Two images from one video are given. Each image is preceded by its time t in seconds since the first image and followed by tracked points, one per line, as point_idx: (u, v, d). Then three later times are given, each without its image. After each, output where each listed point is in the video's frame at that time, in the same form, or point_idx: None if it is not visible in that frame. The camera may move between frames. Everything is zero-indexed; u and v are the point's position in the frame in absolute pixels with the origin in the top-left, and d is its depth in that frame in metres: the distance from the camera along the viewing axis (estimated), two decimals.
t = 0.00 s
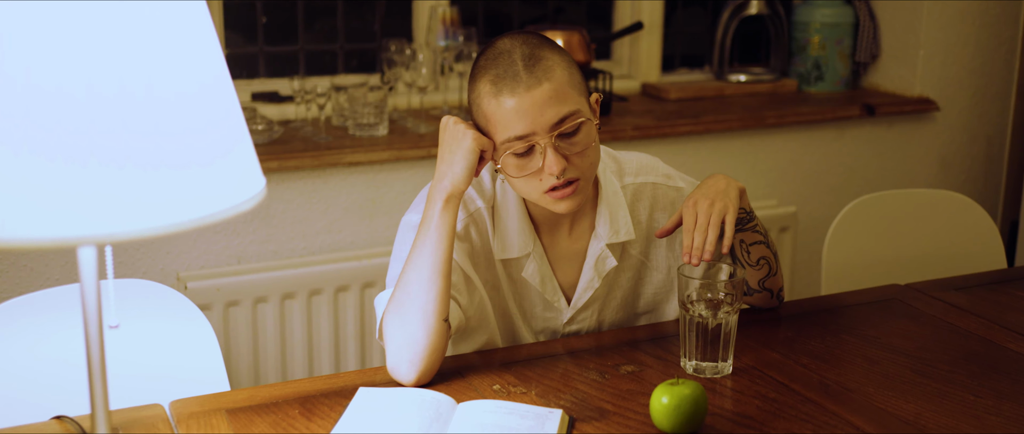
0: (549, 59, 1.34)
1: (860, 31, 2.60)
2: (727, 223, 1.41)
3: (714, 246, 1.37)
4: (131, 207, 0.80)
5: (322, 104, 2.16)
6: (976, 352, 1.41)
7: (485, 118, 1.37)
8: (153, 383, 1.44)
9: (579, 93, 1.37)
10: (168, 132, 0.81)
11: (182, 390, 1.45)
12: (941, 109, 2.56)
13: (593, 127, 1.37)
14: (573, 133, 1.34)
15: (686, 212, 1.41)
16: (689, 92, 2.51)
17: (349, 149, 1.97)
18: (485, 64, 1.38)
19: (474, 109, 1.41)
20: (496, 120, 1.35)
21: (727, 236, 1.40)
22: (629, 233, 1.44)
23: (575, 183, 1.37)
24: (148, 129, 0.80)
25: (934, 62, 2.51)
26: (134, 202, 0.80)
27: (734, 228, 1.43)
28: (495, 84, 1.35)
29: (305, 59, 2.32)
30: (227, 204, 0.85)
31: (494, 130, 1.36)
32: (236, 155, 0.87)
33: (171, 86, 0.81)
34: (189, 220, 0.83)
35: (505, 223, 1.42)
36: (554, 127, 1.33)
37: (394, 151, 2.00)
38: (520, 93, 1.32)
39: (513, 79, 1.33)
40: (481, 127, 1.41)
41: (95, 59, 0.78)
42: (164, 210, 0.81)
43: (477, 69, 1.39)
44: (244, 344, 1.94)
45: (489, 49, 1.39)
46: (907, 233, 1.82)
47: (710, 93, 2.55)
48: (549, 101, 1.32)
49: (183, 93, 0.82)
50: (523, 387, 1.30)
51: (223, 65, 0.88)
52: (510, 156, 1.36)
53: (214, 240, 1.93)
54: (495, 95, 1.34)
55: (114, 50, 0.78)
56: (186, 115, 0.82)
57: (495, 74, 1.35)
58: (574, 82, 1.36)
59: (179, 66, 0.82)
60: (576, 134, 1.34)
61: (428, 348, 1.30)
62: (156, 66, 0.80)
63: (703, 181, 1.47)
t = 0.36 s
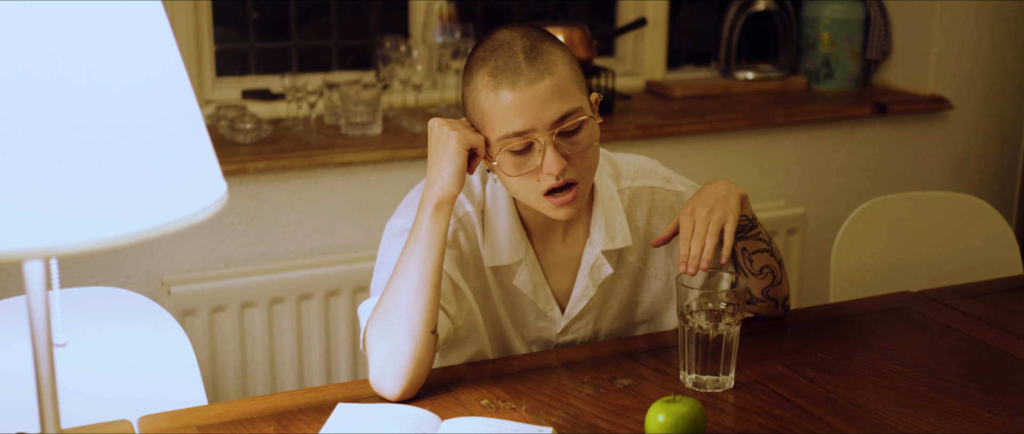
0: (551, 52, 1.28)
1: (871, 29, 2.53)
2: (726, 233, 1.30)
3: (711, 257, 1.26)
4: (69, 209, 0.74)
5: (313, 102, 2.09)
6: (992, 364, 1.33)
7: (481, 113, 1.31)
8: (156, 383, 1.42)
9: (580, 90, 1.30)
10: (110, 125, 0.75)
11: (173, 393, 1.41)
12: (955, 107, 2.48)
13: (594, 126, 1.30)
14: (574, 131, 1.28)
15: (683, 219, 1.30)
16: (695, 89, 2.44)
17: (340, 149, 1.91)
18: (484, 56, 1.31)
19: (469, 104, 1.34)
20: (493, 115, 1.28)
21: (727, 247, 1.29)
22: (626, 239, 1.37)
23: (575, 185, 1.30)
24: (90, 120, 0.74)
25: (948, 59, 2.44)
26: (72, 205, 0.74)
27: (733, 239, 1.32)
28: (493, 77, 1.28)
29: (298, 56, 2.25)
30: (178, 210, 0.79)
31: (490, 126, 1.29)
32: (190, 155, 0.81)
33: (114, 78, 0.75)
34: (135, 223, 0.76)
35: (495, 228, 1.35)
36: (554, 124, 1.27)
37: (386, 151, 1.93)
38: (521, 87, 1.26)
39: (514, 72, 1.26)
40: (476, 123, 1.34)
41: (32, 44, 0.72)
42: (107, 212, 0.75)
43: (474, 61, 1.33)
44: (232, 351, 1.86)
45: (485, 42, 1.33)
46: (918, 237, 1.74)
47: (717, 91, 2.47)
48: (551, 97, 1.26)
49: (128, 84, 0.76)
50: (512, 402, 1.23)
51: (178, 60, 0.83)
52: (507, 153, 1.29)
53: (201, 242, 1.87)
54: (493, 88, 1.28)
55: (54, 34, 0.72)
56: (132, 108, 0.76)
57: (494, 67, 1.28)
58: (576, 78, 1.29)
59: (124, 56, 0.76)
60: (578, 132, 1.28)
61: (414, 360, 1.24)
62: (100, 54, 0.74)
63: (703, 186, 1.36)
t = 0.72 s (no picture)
0: (553, 43, 1.23)
1: (883, 22, 2.45)
2: (723, 241, 1.23)
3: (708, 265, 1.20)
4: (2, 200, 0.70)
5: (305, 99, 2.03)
6: (1009, 376, 1.26)
7: (476, 103, 1.24)
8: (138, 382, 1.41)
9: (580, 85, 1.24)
10: (42, 110, 0.71)
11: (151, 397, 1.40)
12: (970, 105, 2.40)
13: (595, 124, 1.24)
14: (575, 127, 1.22)
15: (678, 226, 1.24)
16: (701, 86, 2.37)
17: (331, 147, 1.85)
18: (482, 44, 1.25)
19: (462, 94, 1.27)
20: (490, 106, 1.22)
21: (724, 254, 1.22)
22: (621, 244, 1.31)
23: (571, 184, 1.24)
24: (20, 103, 0.70)
25: (962, 55, 2.36)
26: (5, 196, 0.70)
27: (732, 247, 1.25)
28: (491, 66, 1.22)
29: (292, 51, 2.19)
30: (123, 210, 0.75)
31: (486, 117, 1.22)
32: (138, 149, 0.77)
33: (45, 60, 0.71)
34: (75, 217, 0.72)
35: (484, 233, 1.29)
36: (554, 119, 1.21)
37: (379, 149, 1.87)
38: (522, 77, 1.19)
39: (516, 61, 1.20)
40: (469, 115, 1.27)
41: None
42: (47, 208, 0.71)
43: (471, 50, 1.26)
44: (218, 356, 1.80)
45: (481, 31, 1.27)
46: (930, 241, 1.67)
47: (723, 88, 2.40)
48: (553, 89, 1.20)
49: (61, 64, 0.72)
50: (499, 416, 1.17)
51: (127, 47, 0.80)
52: (502, 148, 1.22)
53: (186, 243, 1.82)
54: (490, 78, 1.21)
55: None
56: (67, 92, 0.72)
57: (494, 55, 1.22)
58: (577, 72, 1.23)
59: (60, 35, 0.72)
60: (578, 128, 1.22)
61: (397, 369, 1.18)
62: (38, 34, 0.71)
63: (699, 191, 1.30)
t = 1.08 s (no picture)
0: (556, 40, 1.17)
1: (896, 23, 2.38)
2: (722, 253, 1.21)
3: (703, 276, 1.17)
4: None
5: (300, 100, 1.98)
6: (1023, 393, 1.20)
7: (473, 101, 1.18)
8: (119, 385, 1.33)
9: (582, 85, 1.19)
10: None
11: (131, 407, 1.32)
12: (985, 108, 2.34)
13: (594, 127, 1.20)
14: (576, 128, 1.16)
15: (673, 239, 1.22)
16: (708, 89, 2.31)
17: (325, 151, 1.80)
18: (480, 38, 1.19)
19: (457, 90, 1.21)
20: (488, 103, 1.16)
21: (722, 265, 1.19)
22: (616, 253, 1.26)
23: (570, 188, 1.19)
24: None
25: (977, 57, 2.30)
26: None
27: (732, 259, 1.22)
28: (491, 62, 1.15)
29: (289, 52, 2.14)
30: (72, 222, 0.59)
31: (483, 116, 1.17)
32: (84, 145, 0.61)
33: None
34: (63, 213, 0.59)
35: (472, 241, 1.24)
36: (555, 120, 1.15)
37: (374, 153, 1.82)
38: (524, 74, 1.13)
39: (518, 57, 1.14)
40: (464, 113, 1.21)
41: None
42: None
43: (468, 43, 1.20)
44: (208, 364, 1.75)
45: (480, 24, 1.20)
46: (942, 249, 1.61)
47: (731, 90, 2.35)
48: (555, 89, 1.14)
49: None
50: None
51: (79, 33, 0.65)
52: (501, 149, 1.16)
53: (176, 249, 1.77)
54: (490, 75, 1.15)
55: None
56: None
57: (493, 50, 1.16)
58: (579, 71, 1.18)
59: None
60: (579, 130, 1.17)
61: (382, 385, 1.13)
62: None
63: (699, 200, 1.27)
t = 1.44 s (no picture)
0: (558, 40, 1.14)
1: (913, 25, 2.32)
2: (719, 267, 1.17)
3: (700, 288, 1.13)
4: None
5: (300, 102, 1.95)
6: None
7: (469, 96, 1.14)
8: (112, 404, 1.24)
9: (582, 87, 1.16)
10: None
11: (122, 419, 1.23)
12: (1004, 113, 2.28)
13: (593, 131, 1.17)
14: (574, 131, 1.13)
15: (667, 252, 1.17)
16: (718, 91, 2.26)
17: (322, 153, 1.76)
18: (480, 32, 1.15)
19: (453, 85, 1.17)
20: (485, 99, 1.12)
21: (719, 279, 1.15)
22: (610, 262, 1.22)
23: (564, 193, 1.15)
24: None
25: (996, 60, 2.24)
26: None
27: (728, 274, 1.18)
28: (492, 57, 1.11)
29: (290, 52, 2.11)
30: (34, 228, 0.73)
31: (480, 112, 1.12)
32: (44, 155, 0.74)
33: None
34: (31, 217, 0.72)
35: (461, 248, 1.20)
36: (554, 121, 1.12)
37: (373, 156, 1.78)
38: (525, 71, 1.10)
39: (520, 54, 1.10)
40: (458, 109, 1.17)
41: None
42: None
43: (466, 37, 1.16)
44: (202, 371, 1.72)
45: (480, 18, 1.16)
46: (955, 258, 1.56)
47: (742, 93, 2.30)
48: (556, 88, 1.11)
49: None
50: None
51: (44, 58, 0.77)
52: (497, 149, 1.13)
53: (169, 253, 1.73)
54: (490, 70, 1.11)
55: None
56: None
57: (493, 45, 1.12)
58: (579, 73, 1.15)
59: None
60: (577, 134, 1.14)
61: (365, 394, 1.09)
62: None
63: (696, 211, 1.24)
